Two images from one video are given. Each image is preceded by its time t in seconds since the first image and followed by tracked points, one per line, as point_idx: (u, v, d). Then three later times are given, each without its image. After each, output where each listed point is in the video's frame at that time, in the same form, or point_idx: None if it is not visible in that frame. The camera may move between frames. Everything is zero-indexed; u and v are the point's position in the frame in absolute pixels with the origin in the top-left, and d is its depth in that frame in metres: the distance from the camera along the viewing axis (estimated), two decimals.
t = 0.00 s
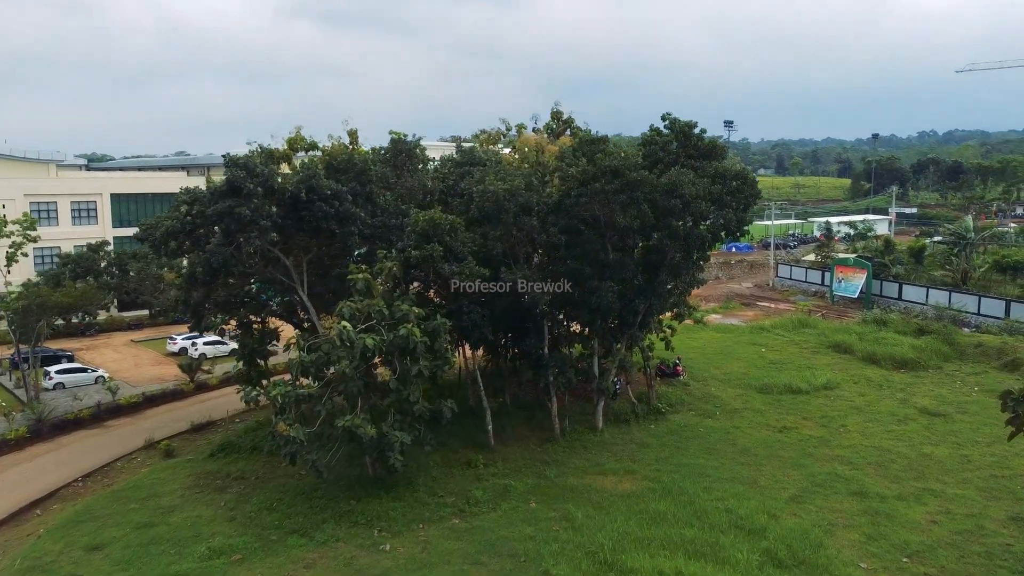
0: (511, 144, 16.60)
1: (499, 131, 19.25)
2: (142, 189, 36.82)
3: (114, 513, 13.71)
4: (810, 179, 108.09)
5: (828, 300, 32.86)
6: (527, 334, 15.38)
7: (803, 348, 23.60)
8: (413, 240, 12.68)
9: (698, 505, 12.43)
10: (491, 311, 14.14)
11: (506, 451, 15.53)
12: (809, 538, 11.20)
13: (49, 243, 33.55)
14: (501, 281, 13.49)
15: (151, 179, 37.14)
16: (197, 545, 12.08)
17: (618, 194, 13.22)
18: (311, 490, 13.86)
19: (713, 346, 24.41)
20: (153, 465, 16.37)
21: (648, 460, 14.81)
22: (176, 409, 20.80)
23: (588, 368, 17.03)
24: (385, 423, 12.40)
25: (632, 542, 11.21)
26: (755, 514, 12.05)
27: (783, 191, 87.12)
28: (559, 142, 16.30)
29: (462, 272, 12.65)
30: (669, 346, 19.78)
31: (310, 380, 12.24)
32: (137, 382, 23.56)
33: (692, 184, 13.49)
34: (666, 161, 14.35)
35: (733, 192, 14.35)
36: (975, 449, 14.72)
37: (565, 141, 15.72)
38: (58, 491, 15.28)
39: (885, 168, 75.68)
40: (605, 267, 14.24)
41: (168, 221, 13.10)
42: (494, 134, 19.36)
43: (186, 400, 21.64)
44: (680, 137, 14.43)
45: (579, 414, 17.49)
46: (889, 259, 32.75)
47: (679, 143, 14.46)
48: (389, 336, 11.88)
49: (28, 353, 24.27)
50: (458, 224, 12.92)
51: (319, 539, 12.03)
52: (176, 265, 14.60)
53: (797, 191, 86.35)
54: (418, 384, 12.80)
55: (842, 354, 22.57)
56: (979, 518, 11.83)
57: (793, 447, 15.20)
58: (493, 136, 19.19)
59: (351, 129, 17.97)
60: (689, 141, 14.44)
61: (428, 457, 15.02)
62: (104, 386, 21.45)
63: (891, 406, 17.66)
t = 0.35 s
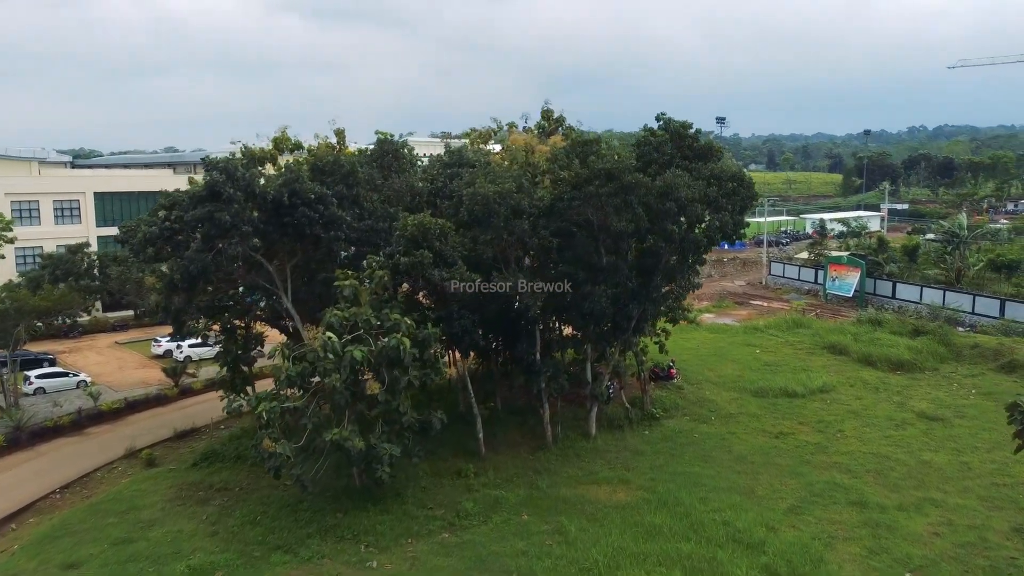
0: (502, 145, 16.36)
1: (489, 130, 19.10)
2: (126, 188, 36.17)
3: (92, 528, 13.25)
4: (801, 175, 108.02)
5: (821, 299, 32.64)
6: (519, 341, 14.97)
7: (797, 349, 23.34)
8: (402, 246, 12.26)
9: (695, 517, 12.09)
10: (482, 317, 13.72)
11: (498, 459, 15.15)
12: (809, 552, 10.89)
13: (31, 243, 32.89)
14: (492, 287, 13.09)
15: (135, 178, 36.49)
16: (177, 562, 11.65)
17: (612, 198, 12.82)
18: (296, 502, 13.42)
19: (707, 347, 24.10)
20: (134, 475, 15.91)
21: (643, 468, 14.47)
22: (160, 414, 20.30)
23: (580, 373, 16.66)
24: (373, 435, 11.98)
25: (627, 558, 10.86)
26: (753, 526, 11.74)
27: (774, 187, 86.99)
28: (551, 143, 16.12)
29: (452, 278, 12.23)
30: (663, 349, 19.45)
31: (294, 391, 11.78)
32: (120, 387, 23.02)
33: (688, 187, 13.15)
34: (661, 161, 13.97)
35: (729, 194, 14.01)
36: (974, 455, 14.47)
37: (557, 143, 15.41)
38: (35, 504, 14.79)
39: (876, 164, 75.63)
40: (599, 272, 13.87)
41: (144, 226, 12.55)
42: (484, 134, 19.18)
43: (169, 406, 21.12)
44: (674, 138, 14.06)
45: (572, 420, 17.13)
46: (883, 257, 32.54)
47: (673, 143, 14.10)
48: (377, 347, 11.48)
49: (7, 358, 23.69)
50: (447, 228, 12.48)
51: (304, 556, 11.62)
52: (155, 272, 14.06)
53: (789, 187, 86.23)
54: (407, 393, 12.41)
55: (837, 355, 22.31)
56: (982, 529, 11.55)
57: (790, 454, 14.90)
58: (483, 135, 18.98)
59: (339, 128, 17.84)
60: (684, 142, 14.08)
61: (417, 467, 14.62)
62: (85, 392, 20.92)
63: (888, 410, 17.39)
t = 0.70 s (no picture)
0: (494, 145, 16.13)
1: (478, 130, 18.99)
2: (111, 186, 35.48)
3: (67, 545, 12.75)
4: (792, 171, 108.09)
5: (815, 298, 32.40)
6: (511, 348, 14.56)
7: (792, 351, 23.05)
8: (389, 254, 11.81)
9: (691, 532, 11.74)
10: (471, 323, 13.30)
11: (489, 469, 14.74)
12: (810, 569, 10.55)
13: (12, 244, 32.20)
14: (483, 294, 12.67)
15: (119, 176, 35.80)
16: None
17: (607, 203, 12.40)
18: (280, 516, 12.97)
19: (701, 349, 23.79)
20: (114, 487, 15.43)
21: (637, 478, 14.11)
22: (142, 421, 19.77)
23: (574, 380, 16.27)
24: (359, 448, 11.54)
25: None
26: (751, 541, 11.40)
27: (766, 183, 86.87)
28: (543, 143, 15.98)
29: (442, 286, 11.79)
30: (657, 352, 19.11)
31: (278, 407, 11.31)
32: (101, 392, 22.45)
33: (683, 190, 12.74)
34: (656, 164, 13.55)
35: (725, 198, 13.59)
36: (975, 464, 14.20)
37: (548, 145, 15.09)
38: (10, 519, 14.27)
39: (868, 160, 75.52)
40: (593, 278, 13.49)
41: (119, 232, 12.03)
42: (473, 133, 19.05)
43: (152, 412, 20.58)
44: (669, 139, 13.68)
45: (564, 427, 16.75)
46: (877, 256, 32.34)
47: (668, 145, 13.70)
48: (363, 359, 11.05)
49: None
50: (436, 234, 12.04)
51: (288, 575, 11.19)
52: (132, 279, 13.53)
53: (780, 183, 86.11)
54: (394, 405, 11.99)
55: (833, 357, 22.04)
56: (986, 543, 11.25)
57: (787, 462, 14.58)
58: (471, 134, 18.80)
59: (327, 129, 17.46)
60: (679, 144, 13.68)
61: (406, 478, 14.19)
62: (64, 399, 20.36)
63: (886, 415, 17.10)
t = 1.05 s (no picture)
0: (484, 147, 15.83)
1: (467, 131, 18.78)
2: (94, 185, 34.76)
3: (41, 564, 12.26)
4: (783, 168, 107.97)
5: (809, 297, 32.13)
6: (502, 356, 14.13)
7: (787, 353, 22.74)
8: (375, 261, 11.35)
9: (688, 549, 11.38)
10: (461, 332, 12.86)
11: (480, 480, 14.33)
12: None
13: None
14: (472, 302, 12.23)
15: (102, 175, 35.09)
16: None
17: (602, 209, 12.01)
18: (262, 533, 12.52)
19: (695, 352, 23.46)
20: (92, 500, 14.93)
21: (631, 490, 13.73)
22: (123, 430, 19.25)
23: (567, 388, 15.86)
24: (344, 464, 11.10)
25: None
26: (750, 558, 11.06)
27: (757, 179, 86.67)
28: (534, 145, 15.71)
29: (430, 295, 11.34)
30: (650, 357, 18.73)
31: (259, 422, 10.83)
32: (82, 398, 21.87)
33: (679, 194, 12.35)
34: (650, 167, 13.14)
35: (721, 201, 13.14)
36: (976, 472, 13.91)
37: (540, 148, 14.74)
38: None
39: (860, 156, 75.40)
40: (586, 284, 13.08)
41: (92, 241, 11.53)
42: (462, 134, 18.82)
43: (133, 420, 20.04)
44: (662, 141, 13.29)
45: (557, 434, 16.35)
46: (871, 255, 32.09)
47: (661, 148, 13.32)
48: (348, 371, 10.62)
49: None
50: (424, 241, 11.59)
51: None
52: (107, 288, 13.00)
53: (772, 179, 85.93)
54: (381, 418, 11.54)
55: (828, 360, 21.74)
56: (991, 558, 10.96)
57: (785, 472, 14.25)
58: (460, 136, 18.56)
59: (313, 129, 17.09)
60: (672, 147, 13.30)
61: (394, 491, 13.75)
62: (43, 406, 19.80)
63: (883, 421, 16.80)
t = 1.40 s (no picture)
0: (474, 150, 15.50)
1: (454, 133, 18.50)
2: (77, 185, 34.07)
3: None
4: (775, 164, 107.86)
5: (803, 297, 31.85)
6: (492, 365, 13.69)
7: (781, 356, 22.43)
8: (359, 271, 10.88)
9: (684, 567, 11.03)
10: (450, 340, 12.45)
11: (470, 492, 13.90)
12: None
13: None
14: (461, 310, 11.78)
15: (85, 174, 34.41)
16: None
17: (597, 215, 11.60)
18: (244, 551, 12.05)
19: (688, 354, 23.13)
20: (69, 514, 14.42)
21: (625, 502, 13.36)
22: (103, 439, 18.70)
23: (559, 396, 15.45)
24: (328, 481, 10.63)
25: None
26: None
27: (749, 176, 86.48)
28: (525, 147, 15.42)
29: (417, 306, 10.87)
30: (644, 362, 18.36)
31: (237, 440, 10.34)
32: (63, 405, 21.31)
33: (674, 199, 11.96)
34: (643, 171, 12.73)
35: (716, 206, 12.75)
36: (976, 482, 13.64)
37: (530, 152, 14.39)
38: None
39: (851, 153, 75.21)
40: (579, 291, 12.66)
41: (62, 249, 11.02)
42: (450, 135, 18.54)
43: (115, 428, 19.50)
44: (655, 144, 12.90)
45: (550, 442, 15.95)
46: (865, 254, 31.84)
47: (654, 151, 12.92)
48: (329, 384, 10.15)
49: None
50: (410, 249, 11.14)
51: None
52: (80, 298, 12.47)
53: (763, 176, 85.78)
54: (366, 432, 11.06)
55: (823, 363, 21.46)
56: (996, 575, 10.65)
57: (781, 483, 13.92)
58: (447, 138, 18.29)
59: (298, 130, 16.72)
60: (666, 150, 12.91)
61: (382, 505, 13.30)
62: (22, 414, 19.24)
63: (881, 427, 16.49)
